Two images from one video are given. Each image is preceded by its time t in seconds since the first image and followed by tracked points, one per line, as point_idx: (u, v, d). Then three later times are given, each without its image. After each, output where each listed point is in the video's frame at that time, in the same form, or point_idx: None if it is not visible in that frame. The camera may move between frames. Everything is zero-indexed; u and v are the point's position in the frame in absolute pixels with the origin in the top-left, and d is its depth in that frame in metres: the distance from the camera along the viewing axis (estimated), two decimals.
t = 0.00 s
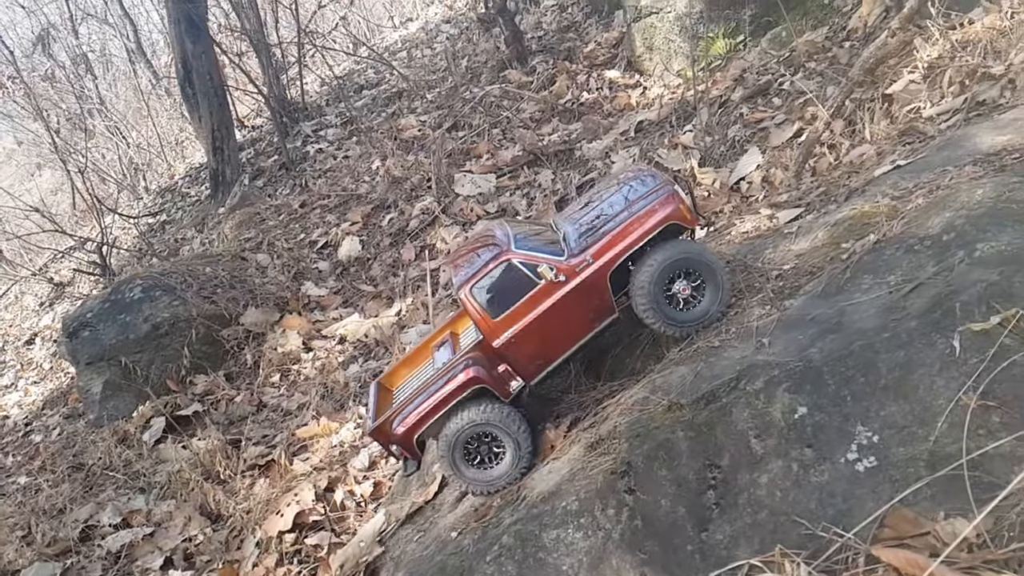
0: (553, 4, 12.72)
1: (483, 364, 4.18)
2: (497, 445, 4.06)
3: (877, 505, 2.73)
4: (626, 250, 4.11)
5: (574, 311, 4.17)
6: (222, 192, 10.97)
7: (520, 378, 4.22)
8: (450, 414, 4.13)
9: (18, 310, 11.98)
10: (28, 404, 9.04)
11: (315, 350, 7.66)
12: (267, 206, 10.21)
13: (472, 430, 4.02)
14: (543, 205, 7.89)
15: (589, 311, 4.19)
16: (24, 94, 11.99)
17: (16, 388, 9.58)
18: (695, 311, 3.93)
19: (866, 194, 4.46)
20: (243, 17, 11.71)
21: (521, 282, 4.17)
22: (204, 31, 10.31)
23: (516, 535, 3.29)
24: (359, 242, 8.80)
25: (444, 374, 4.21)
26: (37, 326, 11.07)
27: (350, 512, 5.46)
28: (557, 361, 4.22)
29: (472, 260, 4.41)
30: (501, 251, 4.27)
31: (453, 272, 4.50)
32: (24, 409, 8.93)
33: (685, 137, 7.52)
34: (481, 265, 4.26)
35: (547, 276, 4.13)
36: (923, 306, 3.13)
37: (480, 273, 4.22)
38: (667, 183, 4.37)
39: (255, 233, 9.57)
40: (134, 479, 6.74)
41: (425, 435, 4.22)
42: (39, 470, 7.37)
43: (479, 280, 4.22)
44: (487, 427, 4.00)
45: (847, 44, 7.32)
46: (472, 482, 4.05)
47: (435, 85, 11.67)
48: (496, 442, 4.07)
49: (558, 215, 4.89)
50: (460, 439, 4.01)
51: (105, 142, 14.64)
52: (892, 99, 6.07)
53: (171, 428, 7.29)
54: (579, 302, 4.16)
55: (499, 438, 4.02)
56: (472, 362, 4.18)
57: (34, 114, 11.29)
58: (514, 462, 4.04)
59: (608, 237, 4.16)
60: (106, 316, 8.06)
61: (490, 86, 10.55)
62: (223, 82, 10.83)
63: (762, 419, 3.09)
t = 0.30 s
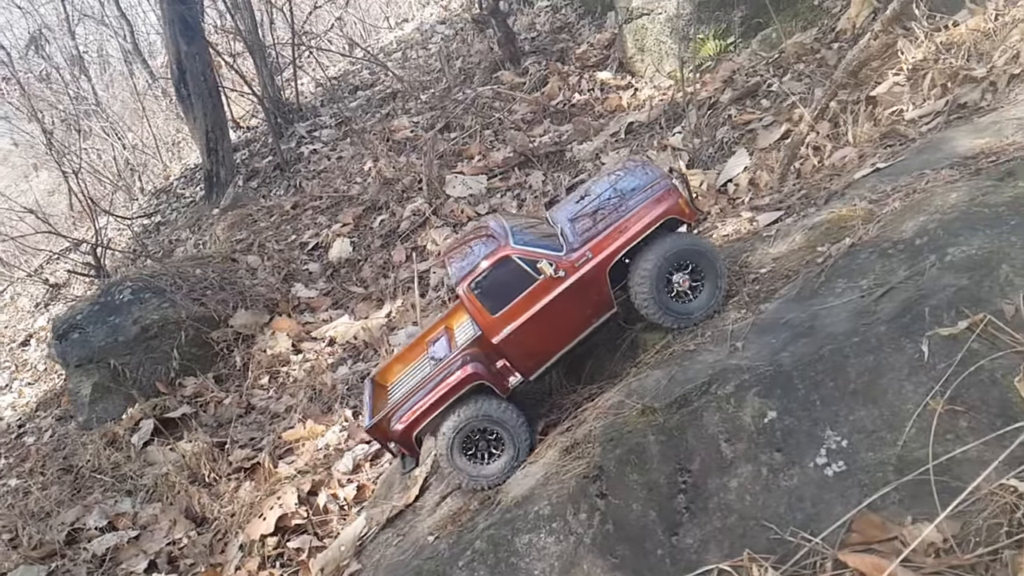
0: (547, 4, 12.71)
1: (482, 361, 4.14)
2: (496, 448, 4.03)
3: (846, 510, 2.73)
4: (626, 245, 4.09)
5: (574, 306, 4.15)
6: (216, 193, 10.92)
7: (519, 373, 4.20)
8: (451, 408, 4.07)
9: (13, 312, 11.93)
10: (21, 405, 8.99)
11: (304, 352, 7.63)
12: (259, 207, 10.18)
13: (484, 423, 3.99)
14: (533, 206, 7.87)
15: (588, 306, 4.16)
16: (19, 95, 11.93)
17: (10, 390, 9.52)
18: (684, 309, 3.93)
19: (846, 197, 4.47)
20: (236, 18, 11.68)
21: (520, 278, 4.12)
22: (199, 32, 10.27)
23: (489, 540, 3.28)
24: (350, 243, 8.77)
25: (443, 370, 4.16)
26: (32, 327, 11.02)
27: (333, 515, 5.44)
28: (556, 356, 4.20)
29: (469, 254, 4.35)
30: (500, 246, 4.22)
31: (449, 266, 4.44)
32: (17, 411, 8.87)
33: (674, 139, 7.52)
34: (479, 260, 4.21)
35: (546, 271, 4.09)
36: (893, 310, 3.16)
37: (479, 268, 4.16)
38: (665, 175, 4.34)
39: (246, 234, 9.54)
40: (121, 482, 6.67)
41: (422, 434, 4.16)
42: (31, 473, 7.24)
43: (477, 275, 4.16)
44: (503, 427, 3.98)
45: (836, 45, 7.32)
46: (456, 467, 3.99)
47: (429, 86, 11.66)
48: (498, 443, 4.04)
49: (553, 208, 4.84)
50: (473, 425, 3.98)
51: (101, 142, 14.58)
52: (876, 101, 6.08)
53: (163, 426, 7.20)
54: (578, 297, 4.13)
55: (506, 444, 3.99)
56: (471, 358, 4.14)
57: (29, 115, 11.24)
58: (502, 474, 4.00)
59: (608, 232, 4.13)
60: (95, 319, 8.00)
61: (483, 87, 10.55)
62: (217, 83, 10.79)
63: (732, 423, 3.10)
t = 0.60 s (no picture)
0: (541, 4, 12.70)
1: (483, 350, 4.13)
2: (491, 443, 4.07)
3: (823, 509, 2.72)
4: (630, 233, 4.09)
5: (576, 296, 4.14)
6: (210, 192, 10.88)
7: (520, 362, 4.19)
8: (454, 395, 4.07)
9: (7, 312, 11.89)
10: (13, 406, 8.94)
11: (294, 352, 7.61)
12: (251, 207, 10.15)
13: (494, 414, 4.04)
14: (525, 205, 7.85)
15: (590, 295, 4.16)
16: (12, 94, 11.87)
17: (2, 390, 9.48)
18: (678, 299, 3.95)
19: (830, 196, 4.47)
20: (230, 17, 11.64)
21: (523, 266, 4.11)
22: (192, 31, 10.22)
23: (468, 540, 3.25)
24: (341, 243, 8.75)
25: (444, 358, 4.15)
26: (25, 328, 10.97)
27: (319, 516, 5.42)
28: (557, 345, 4.20)
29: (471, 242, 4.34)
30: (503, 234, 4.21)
31: (450, 255, 4.42)
32: (9, 412, 8.82)
33: (665, 140, 7.53)
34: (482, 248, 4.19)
35: (550, 260, 4.08)
36: (872, 310, 3.17)
37: (482, 256, 4.15)
38: (670, 166, 4.35)
39: (238, 234, 9.50)
40: (109, 483, 6.62)
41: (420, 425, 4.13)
42: (20, 474, 7.21)
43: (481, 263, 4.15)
44: (510, 428, 4.04)
45: (826, 45, 7.33)
46: (448, 442, 4.01)
47: (424, 85, 11.65)
48: (496, 438, 4.08)
49: (553, 198, 4.84)
50: (488, 412, 4.03)
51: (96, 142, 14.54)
52: (864, 101, 6.08)
53: (152, 426, 7.20)
54: (581, 286, 4.13)
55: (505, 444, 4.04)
56: (472, 346, 4.12)
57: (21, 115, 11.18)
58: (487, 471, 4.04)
59: (613, 221, 4.14)
60: (85, 319, 7.94)
61: (476, 87, 10.55)
62: (211, 82, 10.76)
63: (711, 423, 3.10)
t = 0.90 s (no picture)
0: (534, 5, 12.69)
1: (483, 339, 4.10)
2: (484, 438, 4.05)
3: (804, 511, 2.72)
4: (631, 223, 4.08)
5: (577, 285, 4.13)
6: (202, 193, 10.82)
7: (520, 352, 4.16)
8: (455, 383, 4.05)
9: None
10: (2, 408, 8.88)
11: (284, 353, 7.57)
12: (242, 207, 10.11)
13: (498, 411, 4.04)
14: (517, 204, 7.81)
15: (591, 285, 4.15)
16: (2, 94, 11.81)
17: None
18: (675, 289, 3.98)
19: (815, 197, 4.47)
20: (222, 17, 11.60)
21: (525, 255, 4.11)
22: (184, 30, 10.17)
23: (451, 544, 3.17)
24: (333, 243, 8.72)
25: (444, 347, 4.11)
26: (15, 329, 10.90)
27: (306, 519, 5.38)
28: (558, 335, 4.18)
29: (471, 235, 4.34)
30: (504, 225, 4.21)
31: (451, 245, 4.42)
32: None
33: (656, 141, 7.52)
34: (483, 237, 4.19)
35: (552, 249, 4.08)
36: (854, 311, 3.17)
37: (483, 246, 4.15)
38: (672, 157, 4.36)
39: (228, 235, 9.46)
40: (96, 486, 6.57)
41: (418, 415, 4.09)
42: (7, 477, 7.16)
43: (482, 252, 4.14)
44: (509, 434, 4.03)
45: (816, 46, 7.35)
46: (447, 418, 4.00)
47: (417, 85, 11.62)
48: (490, 434, 4.07)
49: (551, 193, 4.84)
50: (496, 407, 4.02)
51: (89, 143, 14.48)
52: (851, 102, 6.07)
53: (140, 430, 7.16)
54: (582, 276, 4.12)
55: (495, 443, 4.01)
56: (472, 336, 4.09)
57: (11, 115, 11.11)
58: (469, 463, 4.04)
59: (614, 210, 4.14)
60: (73, 320, 7.89)
61: (468, 87, 10.54)
62: (202, 82, 10.71)
63: (693, 424, 3.09)
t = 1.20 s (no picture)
0: (524, 6, 12.71)
1: (483, 331, 4.13)
2: (474, 432, 4.07)
3: (780, 515, 2.75)
4: (631, 216, 4.14)
5: (578, 277, 4.17)
6: (191, 195, 10.73)
7: (520, 344, 4.19)
8: (457, 372, 4.08)
9: None
10: None
11: (271, 357, 7.55)
12: (230, 210, 10.09)
13: (499, 413, 4.07)
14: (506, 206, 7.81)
15: (590, 277, 4.19)
16: None
17: None
18: (664, 274, 4.00)
19: (795, 202, 4.51)
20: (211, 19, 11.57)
21: (525, 246, 4.15)
22: (171, 31, 10.15)
23: (431, 551, 3.16)
24: (321, 246, 8.71)
25: (444, 337, 4.14)
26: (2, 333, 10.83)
27: (291, 525, 5.38)
28: (557, 327, 4.22)
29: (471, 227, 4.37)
30: (504, 217, 4.24)
31: (452, 237, 4.45)
32: None
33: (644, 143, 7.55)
34: (485, 229, 4.22)
35: (552, 240, 4.12)
36: (830, 316, 3.20)
37: (485, 237, 4.18)
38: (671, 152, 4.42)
39: (216, 237, 9.43)
40: (81, 492, 6.53)
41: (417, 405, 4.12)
42: None
43: (483, 244, 4.18)
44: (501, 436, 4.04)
45: (802, 49, 7.40)
46: (455, 398, 4.01)
47: (407, 86, 11.63)
48: (483, 429, 4.08)
49: (548, 189, 4.88)
50: (502, 411, 4.05)
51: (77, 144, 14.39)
52: (835, 106, 6.11)
53: (126, 435, 7.11)
54: (582, 268, 4.16)
55: (483, 441, 4.02)
56: (473, 327, 4.12)
57: None
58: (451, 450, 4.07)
59: (614, 203, 4.18)
60: (58, 325, 7.85)
61: (458, 88, 10.56)
62: (191, 83, 10.67)
63: (672, 429, 3.11)
